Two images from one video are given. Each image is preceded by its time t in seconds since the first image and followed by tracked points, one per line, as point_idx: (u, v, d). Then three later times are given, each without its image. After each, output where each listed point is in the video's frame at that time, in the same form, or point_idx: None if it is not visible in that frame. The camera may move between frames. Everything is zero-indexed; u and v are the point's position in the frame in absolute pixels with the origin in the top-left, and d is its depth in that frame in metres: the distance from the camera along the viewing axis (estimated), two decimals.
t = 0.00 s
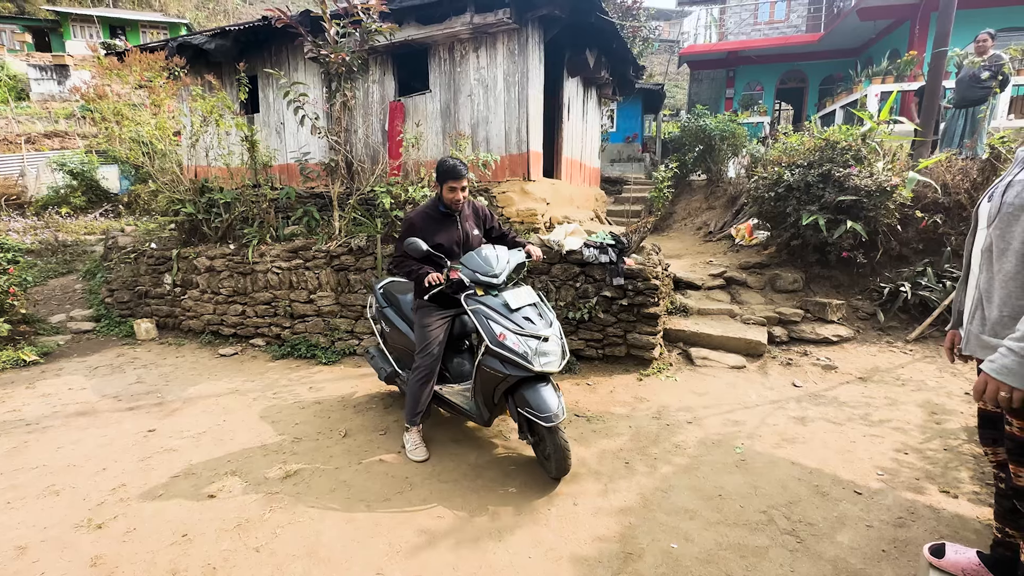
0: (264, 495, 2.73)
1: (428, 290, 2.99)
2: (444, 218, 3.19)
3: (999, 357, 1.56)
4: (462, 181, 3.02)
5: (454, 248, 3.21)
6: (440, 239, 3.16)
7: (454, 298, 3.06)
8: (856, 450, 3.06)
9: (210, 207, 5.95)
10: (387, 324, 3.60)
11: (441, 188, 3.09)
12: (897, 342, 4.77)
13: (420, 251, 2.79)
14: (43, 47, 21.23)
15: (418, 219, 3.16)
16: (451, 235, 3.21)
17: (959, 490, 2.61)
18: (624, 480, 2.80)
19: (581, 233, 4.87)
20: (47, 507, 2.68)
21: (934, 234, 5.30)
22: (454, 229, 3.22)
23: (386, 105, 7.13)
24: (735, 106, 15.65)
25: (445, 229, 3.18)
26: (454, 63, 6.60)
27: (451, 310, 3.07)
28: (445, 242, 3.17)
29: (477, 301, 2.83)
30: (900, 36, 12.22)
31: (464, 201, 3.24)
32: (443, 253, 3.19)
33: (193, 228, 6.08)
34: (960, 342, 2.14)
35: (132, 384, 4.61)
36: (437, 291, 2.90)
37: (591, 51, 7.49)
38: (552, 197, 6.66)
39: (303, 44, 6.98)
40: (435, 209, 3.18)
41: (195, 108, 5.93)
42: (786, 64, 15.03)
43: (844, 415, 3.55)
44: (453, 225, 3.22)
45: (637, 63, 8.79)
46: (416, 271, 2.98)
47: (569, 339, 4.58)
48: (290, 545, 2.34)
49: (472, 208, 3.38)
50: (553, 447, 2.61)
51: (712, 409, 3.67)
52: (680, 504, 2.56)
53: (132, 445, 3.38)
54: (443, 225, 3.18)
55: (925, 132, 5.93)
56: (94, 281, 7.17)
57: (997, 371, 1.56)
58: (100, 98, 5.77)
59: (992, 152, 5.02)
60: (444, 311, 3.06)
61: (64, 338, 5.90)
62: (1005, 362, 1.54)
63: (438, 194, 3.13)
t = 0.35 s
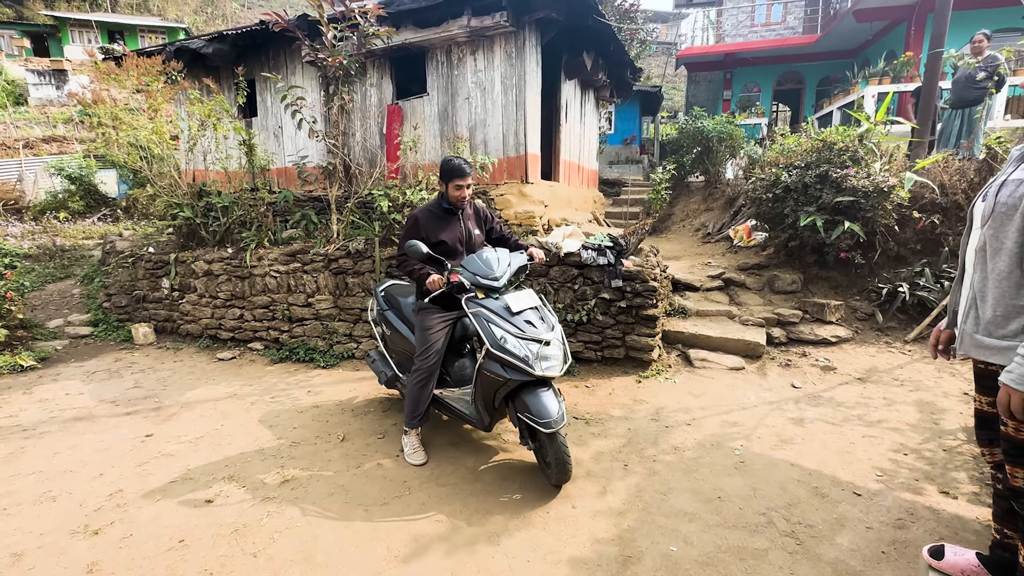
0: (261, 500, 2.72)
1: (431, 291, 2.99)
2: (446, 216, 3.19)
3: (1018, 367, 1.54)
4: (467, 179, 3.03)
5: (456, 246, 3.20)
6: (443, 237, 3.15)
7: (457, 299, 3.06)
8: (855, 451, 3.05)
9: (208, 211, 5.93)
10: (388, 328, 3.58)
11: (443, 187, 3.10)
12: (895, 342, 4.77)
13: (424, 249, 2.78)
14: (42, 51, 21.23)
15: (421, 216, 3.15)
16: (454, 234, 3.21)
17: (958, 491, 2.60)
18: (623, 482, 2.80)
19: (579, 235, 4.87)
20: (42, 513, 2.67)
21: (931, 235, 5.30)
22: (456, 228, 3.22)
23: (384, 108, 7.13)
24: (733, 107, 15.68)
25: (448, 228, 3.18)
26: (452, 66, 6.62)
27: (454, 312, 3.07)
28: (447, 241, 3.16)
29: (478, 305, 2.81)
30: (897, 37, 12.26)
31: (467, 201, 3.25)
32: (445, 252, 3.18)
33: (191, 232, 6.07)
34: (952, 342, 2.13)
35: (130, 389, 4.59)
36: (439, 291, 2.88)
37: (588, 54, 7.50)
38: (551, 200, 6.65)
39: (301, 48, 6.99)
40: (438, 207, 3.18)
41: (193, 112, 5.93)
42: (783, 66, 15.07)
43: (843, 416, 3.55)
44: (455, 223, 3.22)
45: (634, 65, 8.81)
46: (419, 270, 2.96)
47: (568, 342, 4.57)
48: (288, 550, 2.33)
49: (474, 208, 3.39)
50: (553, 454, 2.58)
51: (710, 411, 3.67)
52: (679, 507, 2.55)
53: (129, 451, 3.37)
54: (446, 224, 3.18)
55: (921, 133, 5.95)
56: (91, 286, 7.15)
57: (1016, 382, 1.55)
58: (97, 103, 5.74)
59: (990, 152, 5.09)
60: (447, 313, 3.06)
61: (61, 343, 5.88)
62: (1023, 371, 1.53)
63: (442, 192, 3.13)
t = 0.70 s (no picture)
0: (259, 507, 2.71)
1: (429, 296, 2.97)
2: (444, 220, 3.18)
3: (996, 363, 1.55)
4: (465, 183, 3.02)
5: (454, 250, 3.19)
6: (440, 241, 3.14)
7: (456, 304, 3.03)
8: (855, 454, 3.04)
9: (206, 216, 5.94)
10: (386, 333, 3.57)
11: (442, 191, 3.10)
12: (894, 344, 4.77)
13: (421, 255, 2.76)
14: (41, 58, 21.28)
15: (419, 220, 3.15)
16: (452, 237, 3.20)
17: (957, 493, 2.60)
18: (621, 486, 2.79)
19: (578, 239, 4.85)
20: (38, 521, 2.65)
21: (929, 236, 5.30)
22: (454, 231, 3.21)
23: (382, 113, 7.14)
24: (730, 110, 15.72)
25: (447, 232, 3.18)
26: (449, 71, 6.64)
27: (452, 316, 3.05)
28: (446, 245, 3.16)
29: (475, 309, 2.79)
30: (893, 40, 12.30)
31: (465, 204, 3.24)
32: (442, 255, 3.17)
33: (189, 237, 6.07)
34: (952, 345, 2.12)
35: (128, 395, 4.58)
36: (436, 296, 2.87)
37: (585, 57, 7.51)
38: (549, 203, 6.65)
39: (299, 53, 7.01)
40: (436, 211, 3.17)
41: (191, 118, 5.93)
42: (781, 69, 15.13)
43: (842, 418, 3.54)
44: (453, 227, 3.21)
45: (632, 69, 8.83)
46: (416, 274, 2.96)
47: (566, 345, 4.57)
48: (284, 557, 2.31)
49: (471, 212, 3.38)
50: (552, 460, 2.57)
51: (708, 414, 3.66)
52: (677, 511, 2.54)
53: (125, 457, 3.36)
54: (443, 228, 3.18)
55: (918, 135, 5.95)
56: (90, 292, 7.14)
57: (995, 378, 1.56)
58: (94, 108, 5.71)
59: (986, 154, 5.10)
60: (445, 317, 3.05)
61: (59, 349, 5.86)
62: (1002, 368, 1.54)
63: (439, 196, 3.12)
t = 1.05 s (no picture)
0: (256, 514, 2.70)
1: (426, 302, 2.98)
2: (442, 226, 3.18)
3: (1001, 372, 1.55)
4: (462, 190, 3.02)
5: (451, 257, 3.19)
6: (437, 248, 3.14)
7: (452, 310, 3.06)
8: (855, 458, 3.03)
9: (205, 221, 5.94)
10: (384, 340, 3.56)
11: (439, 198, 3.10)
12: (894, 346, 4.76)
13: (417, 261, 2.77)
14: (41, 64, 21.34)
15: (416, 226, 3.14)
16: (450, 244, 3.20)
17: (959, 497, 2.58)
18: (621, 492, 2.77)
19: (575, 243, 4.93)
20: (34, 529, 2.64)
21: (928, 238, 5.29)
22: (452, 238, 3.21)
23: (380, 118, 7.16)
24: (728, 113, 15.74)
25: (444, 239, 3.17)
26: (447, 75, 6.65)
27: (450, 323, 3.05)
28: (443, 252, 3.16)
29: (472, 316, 2.78)
30: (891, 42, 12.33)
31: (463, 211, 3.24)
32: (439, 262, 3.18)
33: (189, 243, 6.06)
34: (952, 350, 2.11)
35: (126, 401, 4.57)
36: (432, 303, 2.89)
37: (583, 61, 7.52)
38: (548, 206, 6.65)
39: (297, 59, 7.04)
40: (434, 217, 3.17)
41: (189, 124, 5.94)
42: (779, 72, 15.18)
43: (842, 421, 3.53)
44: (451, 234, 3.21)
45: (629, 72, 8.86)
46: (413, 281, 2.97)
47: (565, 349, 4.56)
48: (281, 566, 2.30)
49: (469, 218, 3.38)
50: (551, 468, 2.55)
51: (708, 418, 3.65)
52: (677, 516, 2.53)
53: (123, 464, 3.34)
54: (441, 234, 3.18)
55: (916, 137, 5.94)
56: (89, 297, 7.13)
57: (1000, 387, 1.55)
58: (94, 113, 5.83)
59: (986, 156, 5.09)
60: (442, 323, 3.04)
61: (57, 355, 5.85)
62: (1007, 376, 1.53)
63: (437, 202, 3.12)
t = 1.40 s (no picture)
0: (255, 520, 2.68)
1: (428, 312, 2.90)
2: (444, 232, 3.16)
3: (1009, 377, 1.53)
4: (462, 194, 3.00)
5: (454, 263, 3.16)
6: (440, 254, 3.12)
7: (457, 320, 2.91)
8: (857, 462, 3.00)
9: (204, 226, 5.94)
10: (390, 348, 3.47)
11: (439, 204, 3.08)
12: (896, 349, 4.73)
13: (418, 270, 2.72)
14: (43, 69, 21.38)
15: (417, 233, 3.13)
16: (453, 250, 3.17)
17: (963, 502, 2.56)
18: (623, 498, 2.75)
19: (575, 246, 5.01)
20: (32, 537, 2.62)
21: (929, 240, 5.26)
22: (455, 244, 3.19)
23: (379, 122, 7.17)
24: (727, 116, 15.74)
25: (447, 244, 3.15)
26: (446, 79, 6.66)
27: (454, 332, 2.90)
28: (445, 258, 3.13)
29: (475, 328, 2.69)
30: (889, 44, 12.34)
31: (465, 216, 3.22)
32: (442, 269, 3.15)
33: (188, 247, 6.05)
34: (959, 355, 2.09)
35: (124, 407, 4.55)
36: (435, 313, 2.82)
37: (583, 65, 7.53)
38: (547, 210, 6.64)
39: (297, 63, 7.06)
40: (435, 223, 3.16)
41: (188, 128, 5.94)
42: (778, 74, 15.19)
43: (843, 425, 3.51)
44: (453, 240, 3.19)
45: (629, 76, 8.87)
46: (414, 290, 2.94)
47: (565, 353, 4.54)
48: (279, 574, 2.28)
49: (472, 223, 3.36)
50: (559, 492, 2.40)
51: (709, 421, 3.64)
52: (678, 522, 2.51)
53: (121, 470, 3.33)
54: (443, 240, 3.16)
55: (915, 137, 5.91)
56: (89, 302, 7.12)
57: (1009, 393, 1.53)
58: (93, 119, 5.82)
59: (985, 157, 5.00)
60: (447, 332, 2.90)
61: (56, 361, 5.83)
62: (1015, 382, 1.52)
63: (438, 208, 3.11)
